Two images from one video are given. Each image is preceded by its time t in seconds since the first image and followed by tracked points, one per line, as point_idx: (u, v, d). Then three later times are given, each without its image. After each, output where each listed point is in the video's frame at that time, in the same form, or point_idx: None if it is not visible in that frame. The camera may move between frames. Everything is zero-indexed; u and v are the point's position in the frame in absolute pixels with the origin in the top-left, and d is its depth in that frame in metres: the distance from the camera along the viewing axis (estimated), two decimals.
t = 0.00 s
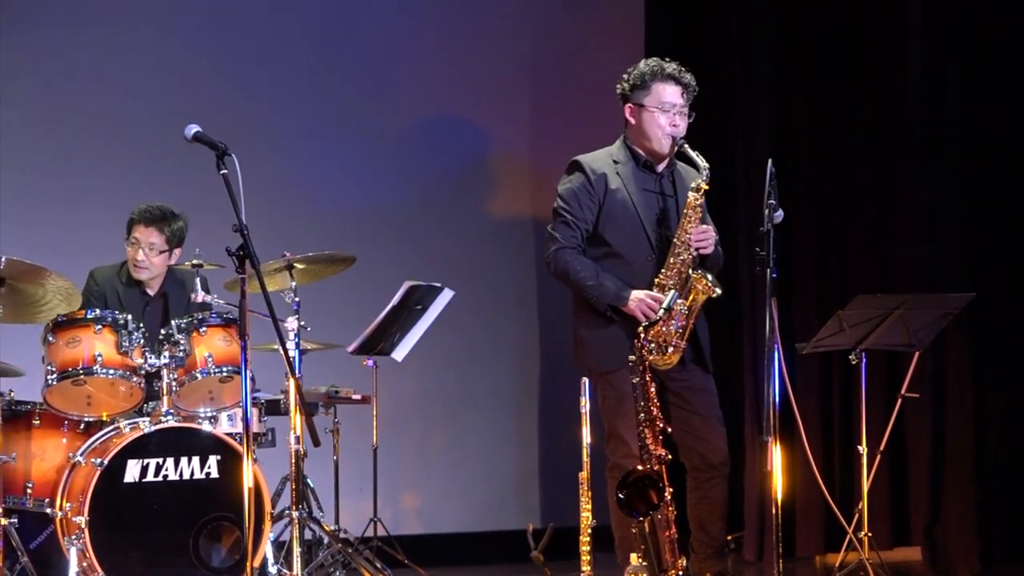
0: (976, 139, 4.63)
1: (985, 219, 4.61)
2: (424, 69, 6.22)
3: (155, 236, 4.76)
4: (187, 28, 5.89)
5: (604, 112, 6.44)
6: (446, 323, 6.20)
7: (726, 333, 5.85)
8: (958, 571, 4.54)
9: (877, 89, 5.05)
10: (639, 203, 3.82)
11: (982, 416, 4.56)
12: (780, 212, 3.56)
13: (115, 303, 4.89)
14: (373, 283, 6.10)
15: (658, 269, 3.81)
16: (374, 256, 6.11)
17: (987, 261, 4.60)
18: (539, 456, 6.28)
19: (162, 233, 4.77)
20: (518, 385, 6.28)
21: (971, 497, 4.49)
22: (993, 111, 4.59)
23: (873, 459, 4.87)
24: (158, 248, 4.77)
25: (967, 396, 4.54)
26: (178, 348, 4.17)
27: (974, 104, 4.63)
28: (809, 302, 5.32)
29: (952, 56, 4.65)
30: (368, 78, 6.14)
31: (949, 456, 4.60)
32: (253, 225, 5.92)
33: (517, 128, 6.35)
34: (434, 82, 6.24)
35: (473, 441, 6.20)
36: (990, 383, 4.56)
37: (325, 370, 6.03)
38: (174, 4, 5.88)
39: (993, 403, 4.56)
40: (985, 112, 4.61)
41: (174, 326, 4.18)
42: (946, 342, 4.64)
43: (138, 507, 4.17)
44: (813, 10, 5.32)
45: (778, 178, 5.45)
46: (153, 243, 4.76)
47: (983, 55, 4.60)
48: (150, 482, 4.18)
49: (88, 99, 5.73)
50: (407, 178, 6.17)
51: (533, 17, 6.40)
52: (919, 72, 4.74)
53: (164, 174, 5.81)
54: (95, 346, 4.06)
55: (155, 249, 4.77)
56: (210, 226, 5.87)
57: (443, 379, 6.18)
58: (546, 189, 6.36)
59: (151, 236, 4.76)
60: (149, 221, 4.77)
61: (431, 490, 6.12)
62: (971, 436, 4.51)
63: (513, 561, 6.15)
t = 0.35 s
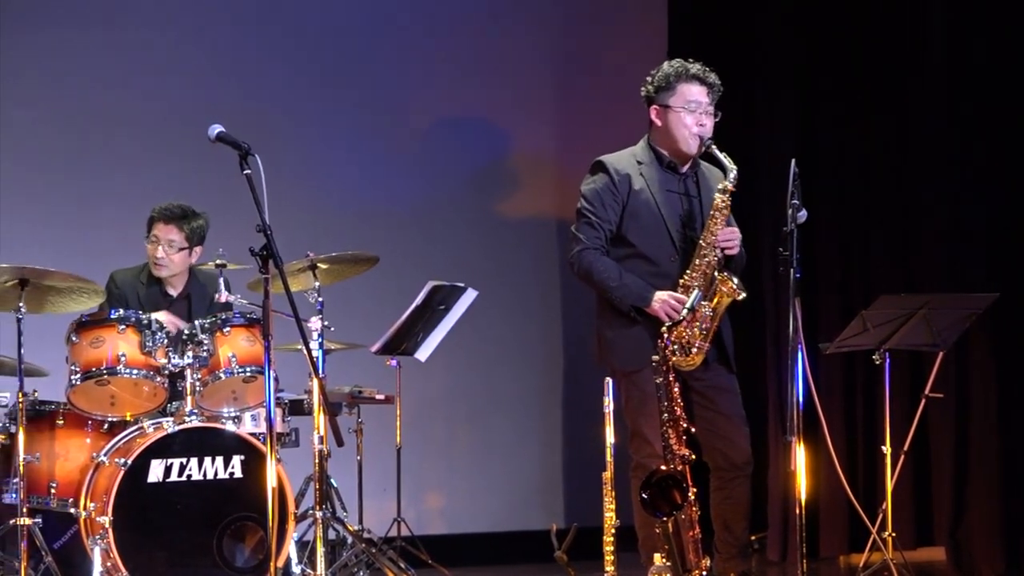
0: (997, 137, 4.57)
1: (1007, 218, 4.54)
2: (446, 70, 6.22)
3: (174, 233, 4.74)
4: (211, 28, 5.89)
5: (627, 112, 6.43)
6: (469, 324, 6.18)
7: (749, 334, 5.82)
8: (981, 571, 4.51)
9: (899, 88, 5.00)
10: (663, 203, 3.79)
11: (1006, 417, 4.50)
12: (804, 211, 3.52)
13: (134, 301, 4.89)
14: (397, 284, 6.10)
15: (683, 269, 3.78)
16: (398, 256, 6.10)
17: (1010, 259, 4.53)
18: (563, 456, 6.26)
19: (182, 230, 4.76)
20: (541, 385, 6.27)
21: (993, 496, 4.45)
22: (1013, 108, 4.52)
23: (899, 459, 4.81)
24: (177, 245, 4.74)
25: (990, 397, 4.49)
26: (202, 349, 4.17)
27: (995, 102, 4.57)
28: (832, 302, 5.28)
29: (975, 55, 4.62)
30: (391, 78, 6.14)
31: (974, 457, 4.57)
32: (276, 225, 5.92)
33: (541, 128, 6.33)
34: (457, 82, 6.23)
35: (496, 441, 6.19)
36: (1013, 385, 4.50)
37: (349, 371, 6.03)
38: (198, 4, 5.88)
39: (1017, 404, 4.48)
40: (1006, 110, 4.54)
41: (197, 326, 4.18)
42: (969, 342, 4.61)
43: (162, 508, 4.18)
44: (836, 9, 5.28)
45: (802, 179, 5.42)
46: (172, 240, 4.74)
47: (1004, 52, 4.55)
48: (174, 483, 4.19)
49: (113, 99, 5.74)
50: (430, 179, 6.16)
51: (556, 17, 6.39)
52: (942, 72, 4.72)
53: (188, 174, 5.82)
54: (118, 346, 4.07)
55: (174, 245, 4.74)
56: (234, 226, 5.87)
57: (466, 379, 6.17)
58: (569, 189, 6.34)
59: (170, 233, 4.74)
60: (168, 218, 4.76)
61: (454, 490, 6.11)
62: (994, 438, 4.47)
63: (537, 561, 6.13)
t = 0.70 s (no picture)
0: None
1: None
2: (472, 69, 6.20)
3: (202, 207, 4.75)
4: (237, 28, 5.89)
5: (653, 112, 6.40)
6: (494, 323, 6.16)
7: (773, 333, 5.76)
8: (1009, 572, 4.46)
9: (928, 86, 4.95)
10: (691, 203, 3.75)
11: None
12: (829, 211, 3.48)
13: (165, 297, 4.83)
14: (422, 283, 6.08)
15: (710, 269, 3.75)
16: (423, 256, 6.08)
17: None
18: (588, 455, 6.24)
19: (209, 205, 4.77)
20: (567, 385, 6.24)
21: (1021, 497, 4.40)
22: None
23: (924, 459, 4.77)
24: (207, 218, 4.75)
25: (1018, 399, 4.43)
26: (227, 348, 4.18)
27: None
28: (859, 302, 5.24)
29: (1004, 55, 4.59)
30: (416, 78, 6.12)
31: (1001, 458, 4.51)
32: (302, 225, 5.92)
33: (567, 128, 6.31)
34: (483, 82, 6.22)
35: (521, 441, 6.17)
36: None
37: (374, 370, 6.02)
38: (224, 5, 5.88)
39: None
40: None
41: (223, 326, 4.19)
42: (996, 340, 4.56)
43: (187, 508, 4.18)
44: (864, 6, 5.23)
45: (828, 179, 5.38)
46: (201, 213, 4.74)
47: None
48: (199, 482, 4.19)
49: (140, 98, 5.74)
50: (455, 178, 6.15)
51: (582, 16, 6.37)
52: (970, 72, 4.68)
53: (214, 173, 5.81)
54: (144, 346, 4.06)
55: (204, 218, 4.75)
56: (259, 226, 5.86)
57: (491, 379, 6.15)
58: (595, 189, 6.31)
59: (197, 207, 4.75)
60: (197, 196, 4.79)
61: (479, 490, 6.09)
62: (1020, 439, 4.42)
63: (562, 561, 6.11)
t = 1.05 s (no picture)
0: None
1: None
2: (495, 69, 6.19)
3: (229, 202, 4.76)
4: (260, 27, 5.87)
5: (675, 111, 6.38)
6: (517, 323, 6.14)
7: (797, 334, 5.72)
8: None
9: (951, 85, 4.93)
10: (715, 200, 3.72)
11: None
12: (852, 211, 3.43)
13: (188, 295, 4.85)
14: (445, 282, 6.07)
15: (735, 267, 3.71)
16: (446, 255, 6.07)
17: None
18: (611, 455, 6.21)
19: (235, 199, 4.78)
20: (590, 385, 6.21)
21: None
22: None
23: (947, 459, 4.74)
24: (233, 212, 4.75)
25: None
26: (250, 347, 4.17)
27: None
28: (882, 302, 5.21)
29: None
30: (439, 77, 6.11)
31: None
32: (324, 224, 5.90)
33: (589, 127, 6.29)
34: (505, 82, 6.21)
35: (544, 441, 6.15)
36: None
37: (397, 370, 6.01)
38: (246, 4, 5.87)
39: None
40: None
41: (246, 325, 4.19)
42: (1020, 339, 4.55)
43: (210, 507, 4.18)
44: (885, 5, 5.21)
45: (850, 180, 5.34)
46: (228, 208, 4.75)
47: None
48: (222, 481, 4.19)
49: (162, 98, 5.72)
50: (478, 178, 6.13)
51: (604, 16, 6.35)
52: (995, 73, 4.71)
53: (237, 173, 5.78)
54: (167, 346, 4.07)
55: (231, 213, 4.75)
56: (282, 225, 5.83)
57: (515, 378, 6.13)
58: (618, 188, 6.30)
59: (224, 202, 4.76)
60: (223, 192, 4.82)
61: (502, 490, 6.07)
62: None
63: (586, 561, 6.08)
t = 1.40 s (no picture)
0: None
1: None
2: (520, 68, 6.18)
3: (254, 201, 4.76)
4: (284, 25, 5.85)
5: (699, 111, 6.38)
6: (542, 323, 6.13)
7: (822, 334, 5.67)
8: None
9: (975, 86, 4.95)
10: (740, 200, 3.69)
11: None
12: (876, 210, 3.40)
13: (214, 293, 4.85)
14: (469, 282, 6.06)
15: (760, 266, 3.69)
16: (470, 255, 6.06)
17: None
18: (636, 455, 6.21)
19: (261, 198, 4.79)
20: (615, 385, 6.21)
21: None
22: None
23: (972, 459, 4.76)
24: (258, 210, 4.75)
25: None
26: (274, 347, 4.19)
27: None
28: (907, 302, 5.22)
29: None
30: (464, 77, 6.10)
31: None
32: (349, 223, 5.88)
33: (615, 127, 6.28)
34: (530, 81, 6.19)
35: (568, 440, 6.13)
36: None
37: (422, 370, 5.99)
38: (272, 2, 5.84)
39: None
40: None
41: (270, 325, 4.20)
42: None
43: (234, 507, 4.18)
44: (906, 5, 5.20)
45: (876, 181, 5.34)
46: (253, 206, 4.75)
47: None
48: (246, 480, 4.19)
49: (187, 98, 5.69)
50: (503, 177, 6.12)
51: (629, 16, 6.34)
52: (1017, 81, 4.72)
53: (261, 172, 5.76)
54: (191, 345, 4.07)
55: (256, 211, 4.75)
56: (308, 224, 5.83)
57: (539, 378, 6.12)
58: (643, 189, 6.29)
59: (249, 201, 4.77)
60: (249, 190, 4.83)
61: (527, 490, 6.05)
62: None
63: (610, 560, 6.07)
